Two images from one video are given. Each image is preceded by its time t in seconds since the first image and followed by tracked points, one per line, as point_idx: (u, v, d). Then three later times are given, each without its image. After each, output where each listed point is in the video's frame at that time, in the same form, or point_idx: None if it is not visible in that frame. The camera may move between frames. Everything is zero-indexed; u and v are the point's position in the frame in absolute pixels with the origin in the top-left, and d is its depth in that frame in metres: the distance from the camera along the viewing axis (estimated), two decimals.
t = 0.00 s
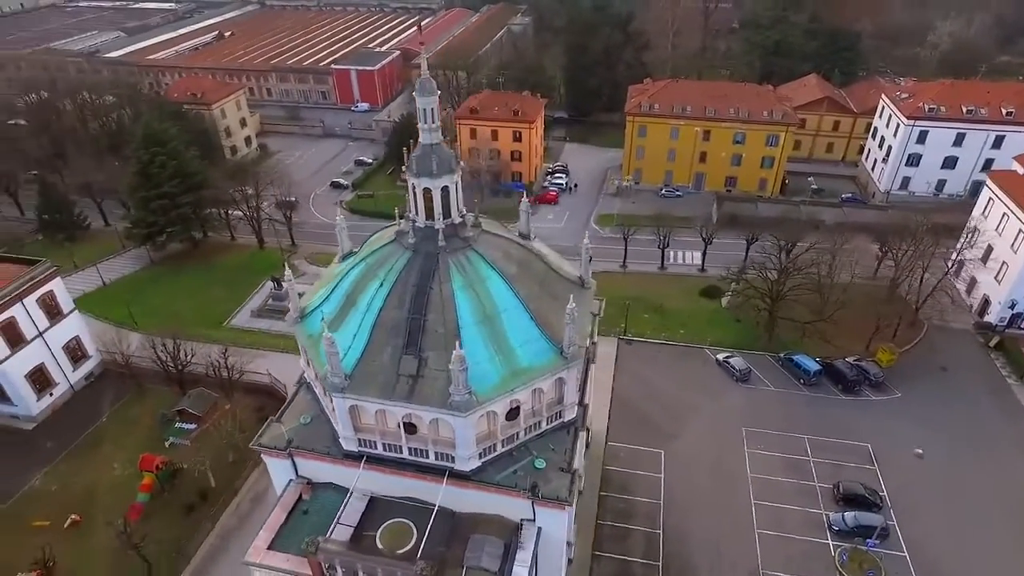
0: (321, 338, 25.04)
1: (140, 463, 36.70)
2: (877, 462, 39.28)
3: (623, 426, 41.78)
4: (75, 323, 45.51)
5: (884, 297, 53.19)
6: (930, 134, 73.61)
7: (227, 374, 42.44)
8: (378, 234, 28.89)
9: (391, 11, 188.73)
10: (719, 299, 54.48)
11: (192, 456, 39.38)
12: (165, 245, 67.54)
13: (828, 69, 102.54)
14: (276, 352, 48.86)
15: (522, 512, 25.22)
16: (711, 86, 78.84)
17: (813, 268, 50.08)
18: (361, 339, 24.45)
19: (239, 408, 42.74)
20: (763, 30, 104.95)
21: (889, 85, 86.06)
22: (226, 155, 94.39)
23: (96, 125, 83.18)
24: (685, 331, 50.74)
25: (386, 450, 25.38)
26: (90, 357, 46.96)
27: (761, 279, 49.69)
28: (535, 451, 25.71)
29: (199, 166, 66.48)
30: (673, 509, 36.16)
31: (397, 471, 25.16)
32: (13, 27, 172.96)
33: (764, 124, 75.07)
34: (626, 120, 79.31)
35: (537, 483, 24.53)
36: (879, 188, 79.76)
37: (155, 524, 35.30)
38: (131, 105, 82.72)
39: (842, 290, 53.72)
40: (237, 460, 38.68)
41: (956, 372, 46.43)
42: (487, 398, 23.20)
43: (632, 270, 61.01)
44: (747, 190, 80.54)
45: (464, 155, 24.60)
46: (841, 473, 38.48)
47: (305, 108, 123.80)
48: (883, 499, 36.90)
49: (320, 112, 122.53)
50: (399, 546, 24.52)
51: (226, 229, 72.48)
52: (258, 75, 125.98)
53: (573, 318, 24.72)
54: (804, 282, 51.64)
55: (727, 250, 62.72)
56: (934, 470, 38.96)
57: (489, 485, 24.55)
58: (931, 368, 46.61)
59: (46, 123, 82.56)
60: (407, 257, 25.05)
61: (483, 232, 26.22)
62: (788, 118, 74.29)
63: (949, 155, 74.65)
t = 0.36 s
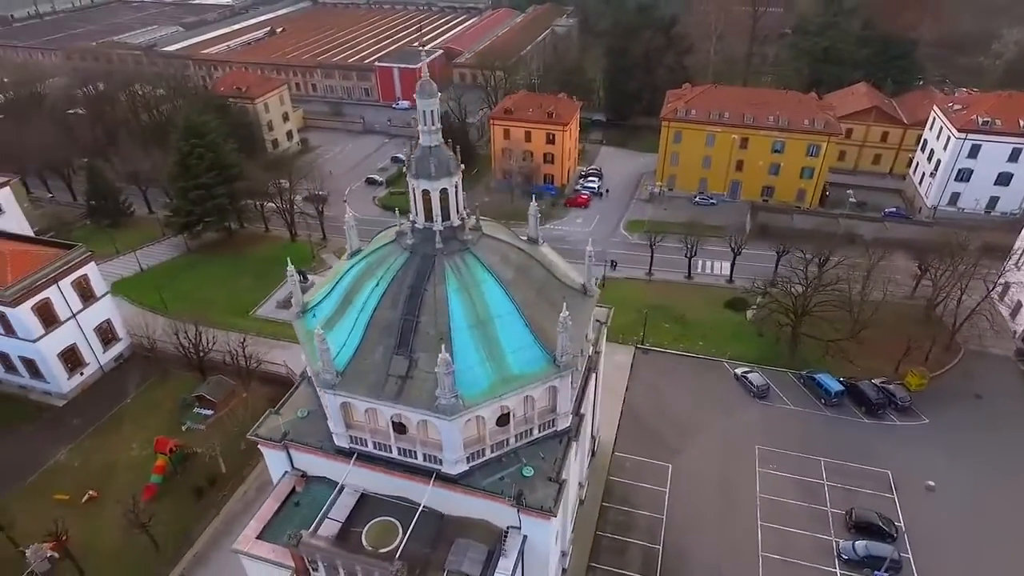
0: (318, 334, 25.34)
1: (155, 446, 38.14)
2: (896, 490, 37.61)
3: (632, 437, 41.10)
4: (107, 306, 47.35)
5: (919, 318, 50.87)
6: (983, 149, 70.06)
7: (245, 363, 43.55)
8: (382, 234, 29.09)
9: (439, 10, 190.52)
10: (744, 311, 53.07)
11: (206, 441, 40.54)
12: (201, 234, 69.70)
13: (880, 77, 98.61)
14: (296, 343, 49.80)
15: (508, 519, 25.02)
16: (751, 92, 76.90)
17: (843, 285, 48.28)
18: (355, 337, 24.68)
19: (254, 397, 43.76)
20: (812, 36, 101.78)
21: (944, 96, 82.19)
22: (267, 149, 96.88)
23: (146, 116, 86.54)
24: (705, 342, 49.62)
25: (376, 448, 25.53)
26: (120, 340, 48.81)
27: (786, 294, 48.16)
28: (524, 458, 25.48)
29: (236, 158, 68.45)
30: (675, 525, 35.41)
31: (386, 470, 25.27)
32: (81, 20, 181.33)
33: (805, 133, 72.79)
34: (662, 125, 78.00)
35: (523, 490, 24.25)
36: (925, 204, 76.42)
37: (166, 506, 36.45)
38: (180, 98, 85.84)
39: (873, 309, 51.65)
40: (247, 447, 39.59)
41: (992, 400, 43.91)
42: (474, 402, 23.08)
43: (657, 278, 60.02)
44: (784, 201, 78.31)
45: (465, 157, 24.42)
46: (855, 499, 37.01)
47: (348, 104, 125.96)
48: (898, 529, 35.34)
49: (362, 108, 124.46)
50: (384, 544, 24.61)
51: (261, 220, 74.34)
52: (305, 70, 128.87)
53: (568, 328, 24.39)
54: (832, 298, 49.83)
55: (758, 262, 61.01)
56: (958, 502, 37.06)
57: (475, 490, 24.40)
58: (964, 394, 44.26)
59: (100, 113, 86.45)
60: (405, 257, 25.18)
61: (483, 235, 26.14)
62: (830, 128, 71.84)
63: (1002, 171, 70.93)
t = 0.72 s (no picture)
0: (316, 330, 25.71)
1: (171, 430, 39.45)
2: (914, 522, 35.86)
3: (641, 449, 40.38)
4: (139, 292, 49.16)
5: (957, 343, 48.40)
6: None
7: (263, 353, 44.56)
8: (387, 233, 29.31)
9: (487, 10, 191.25)
10: (769, 327, 51.54)
11: (221, 427, 41.65)
12: (237, 224, 71.71)
13: (937, 88, 94.23)
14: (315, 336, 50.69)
15: (493, 527, 24.87)
16: (794, 101, 74.64)
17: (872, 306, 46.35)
18: (350, 336, 24.92)
19: (271, 387, 44.74)
20: (865, 43, 98.09)
21: (1003, 109, 78.01)
22: (308, 144, 98.97)
23: (194, 109, 89.61)
24: (725, 357, 48.36)
25: (368, 447, 25.72)
26: (150, 325, 50.60)
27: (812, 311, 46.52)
28: (513, 467, 25.28)
29: (273, 152, 70.23)
30: (676, 542, 34.66)
31: (376, 468, 25.44)
32: (146, 14, 188.79)
33: (848, 144, 70.24)
34: (699, 132, 76.38)
35: (508, 499, 24.04)
36: (976, 222, 72.79)
37: (178, 488, 37.59)
38: (226, 92, 88.57)
39: (907, 331, 49.41)
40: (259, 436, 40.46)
41: None
42: (461, 408, 23.03)
43: (682, 288, 58.82)
44: (824, 214, 75.82)
45: (465, 161, 24.29)
46: (869, 529, 35.50)
47: (390, 102, 127.58)
48: (912, 564, 33.75)
49: (404, 106, 125.88)
50: (369, 543, 24.74)
51: (296, 213, 76.01)
52: (350, 68, 131.11)
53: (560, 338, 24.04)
54: (862, 318, 47.93)
55: (789, 276, 59.12)
56: (982, 540, 35.09)
57: (461, 495, 24.32)
58: (999, 426, 41.86)
59: (152, 104, 89.86)
60: (403, 259, 25.30)
61: (483, 240, 26.02)
62: (875, 140, 69.10)
63: None
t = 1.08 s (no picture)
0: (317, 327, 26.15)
1: (190, 415, 40.62)
2: (934, 561, 34.06)
3: (650, 463, 39.61)
4: (173, 279, 50.96)
5: (1000, 374, 45.59)
6: None
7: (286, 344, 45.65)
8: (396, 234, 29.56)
9: (538, 11, 190.95)
10: (797, 345, 49.89)
11: (239, 415, 42.78)
12: (276, 217, 73.66)
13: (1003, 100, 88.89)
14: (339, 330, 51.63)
15: (480, 534, 24.78)
16: (842, 111, 71.93)
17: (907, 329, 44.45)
18: (348, 335, 25.26)
19: (290, 378, 45.73)
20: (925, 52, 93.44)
21: None
22: (350, 140, 100.80)
23: (244, 103, 92.43)
24: (748, 374, 47.01)
25: (362, 446, 25.99)
26: (183, 311, 52.47)
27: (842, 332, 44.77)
28: (502, 475, 25.12)
29: (311, 147, 71.72)
30: (677, 562, 33.89)
31: (368, 467, 25.66)
32: (210, 8, 195.82)
33: (896, 158, 67.25)
34: (740, 141, 74.47)
35: (494, 508, 23.91)
36: None
37: (193, 472, 38.83)
38: (274, 87, 90.97)
39: (944, 357, 47.01)
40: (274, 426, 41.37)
41: None
42: (449, 414, 23.05)
43: (711, 300, 57.46)
44: (868, 230, 73.02)
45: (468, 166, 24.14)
46: (883, 564, 33.91)
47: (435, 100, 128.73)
48: None
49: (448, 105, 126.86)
50: (357, 541, 24.98)
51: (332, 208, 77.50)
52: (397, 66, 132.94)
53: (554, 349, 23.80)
54: (896, 341, 45.84)
55: (824, 293, 57.08)
56: None
57: (448, 500, 24.32)
58: None
59: (205, 97, 93.06)
60: (403, 261, 25.46)
61: (485, 246, 25.92)
62: (926, 155, 65.91)
63: None
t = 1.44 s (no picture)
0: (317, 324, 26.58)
1: (206, 402, 41.78)
2: None
3: (656, 476, 38.95)
4: (201, 269, 52.50)
5: None
6: None
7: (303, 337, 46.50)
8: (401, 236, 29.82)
9: (583, 12, 189.84)
10: (820, 363, 48.34)
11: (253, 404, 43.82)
12: (307, 211, 75.15)
13: None
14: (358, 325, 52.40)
15: (465, 538, 24.81)
16: (885, 122, 69.37)
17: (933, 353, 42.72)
18: (345, 334, 25.60)
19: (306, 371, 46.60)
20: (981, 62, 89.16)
21: None
22: (386, 137, 102.15)
23: (285, 99, 94.65)
24: (766, 390, 45.77)
25: (354, 443, 26.32)
26: (209, 300, 54.04)
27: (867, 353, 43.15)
28: (490, 482, 25.06)
29: (344, 144, 72.92)
30: None
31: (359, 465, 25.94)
32: (262, 5, 201.12)
33: (940, 173, 64.49)
34: (776, 150, 72.62)
35: (478, 513, 23.90)
36: None
37: (205, 458, 39.97)
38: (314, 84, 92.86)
39: (976, 384, 44.89)
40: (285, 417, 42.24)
41: None
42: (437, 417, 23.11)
43: (734, 312, 56.16)
44: (908, 246, 70.29)
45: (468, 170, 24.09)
46: None
47: (473, 100, 129.38)
48: None
49: (485, 105, 127.40)
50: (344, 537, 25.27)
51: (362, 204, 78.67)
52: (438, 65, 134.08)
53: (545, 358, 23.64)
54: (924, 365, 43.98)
55: (853, 310, 55.19)
56: None
57: (434, 502, 24.38)
58: None
59: (248, 92, 95.66)
60: (401, 262, 25.69)
61: (484, 250, 25.91)
62: (972, 170, 63.03)
63: None
